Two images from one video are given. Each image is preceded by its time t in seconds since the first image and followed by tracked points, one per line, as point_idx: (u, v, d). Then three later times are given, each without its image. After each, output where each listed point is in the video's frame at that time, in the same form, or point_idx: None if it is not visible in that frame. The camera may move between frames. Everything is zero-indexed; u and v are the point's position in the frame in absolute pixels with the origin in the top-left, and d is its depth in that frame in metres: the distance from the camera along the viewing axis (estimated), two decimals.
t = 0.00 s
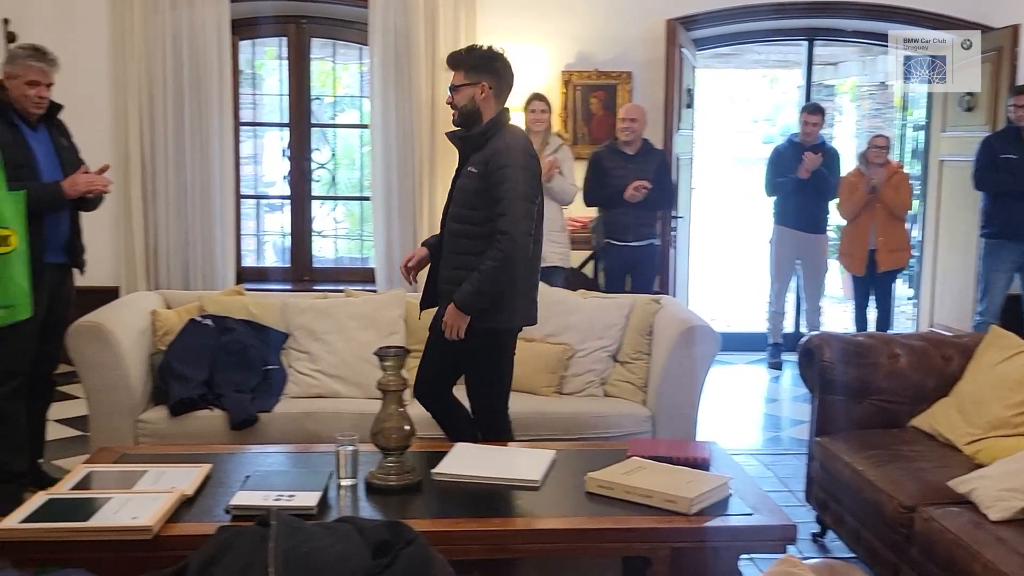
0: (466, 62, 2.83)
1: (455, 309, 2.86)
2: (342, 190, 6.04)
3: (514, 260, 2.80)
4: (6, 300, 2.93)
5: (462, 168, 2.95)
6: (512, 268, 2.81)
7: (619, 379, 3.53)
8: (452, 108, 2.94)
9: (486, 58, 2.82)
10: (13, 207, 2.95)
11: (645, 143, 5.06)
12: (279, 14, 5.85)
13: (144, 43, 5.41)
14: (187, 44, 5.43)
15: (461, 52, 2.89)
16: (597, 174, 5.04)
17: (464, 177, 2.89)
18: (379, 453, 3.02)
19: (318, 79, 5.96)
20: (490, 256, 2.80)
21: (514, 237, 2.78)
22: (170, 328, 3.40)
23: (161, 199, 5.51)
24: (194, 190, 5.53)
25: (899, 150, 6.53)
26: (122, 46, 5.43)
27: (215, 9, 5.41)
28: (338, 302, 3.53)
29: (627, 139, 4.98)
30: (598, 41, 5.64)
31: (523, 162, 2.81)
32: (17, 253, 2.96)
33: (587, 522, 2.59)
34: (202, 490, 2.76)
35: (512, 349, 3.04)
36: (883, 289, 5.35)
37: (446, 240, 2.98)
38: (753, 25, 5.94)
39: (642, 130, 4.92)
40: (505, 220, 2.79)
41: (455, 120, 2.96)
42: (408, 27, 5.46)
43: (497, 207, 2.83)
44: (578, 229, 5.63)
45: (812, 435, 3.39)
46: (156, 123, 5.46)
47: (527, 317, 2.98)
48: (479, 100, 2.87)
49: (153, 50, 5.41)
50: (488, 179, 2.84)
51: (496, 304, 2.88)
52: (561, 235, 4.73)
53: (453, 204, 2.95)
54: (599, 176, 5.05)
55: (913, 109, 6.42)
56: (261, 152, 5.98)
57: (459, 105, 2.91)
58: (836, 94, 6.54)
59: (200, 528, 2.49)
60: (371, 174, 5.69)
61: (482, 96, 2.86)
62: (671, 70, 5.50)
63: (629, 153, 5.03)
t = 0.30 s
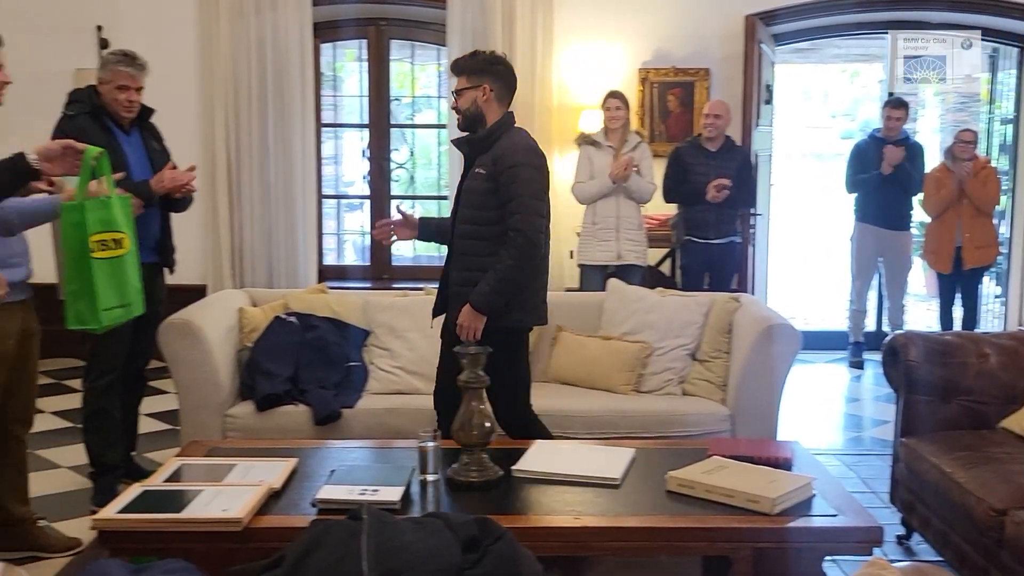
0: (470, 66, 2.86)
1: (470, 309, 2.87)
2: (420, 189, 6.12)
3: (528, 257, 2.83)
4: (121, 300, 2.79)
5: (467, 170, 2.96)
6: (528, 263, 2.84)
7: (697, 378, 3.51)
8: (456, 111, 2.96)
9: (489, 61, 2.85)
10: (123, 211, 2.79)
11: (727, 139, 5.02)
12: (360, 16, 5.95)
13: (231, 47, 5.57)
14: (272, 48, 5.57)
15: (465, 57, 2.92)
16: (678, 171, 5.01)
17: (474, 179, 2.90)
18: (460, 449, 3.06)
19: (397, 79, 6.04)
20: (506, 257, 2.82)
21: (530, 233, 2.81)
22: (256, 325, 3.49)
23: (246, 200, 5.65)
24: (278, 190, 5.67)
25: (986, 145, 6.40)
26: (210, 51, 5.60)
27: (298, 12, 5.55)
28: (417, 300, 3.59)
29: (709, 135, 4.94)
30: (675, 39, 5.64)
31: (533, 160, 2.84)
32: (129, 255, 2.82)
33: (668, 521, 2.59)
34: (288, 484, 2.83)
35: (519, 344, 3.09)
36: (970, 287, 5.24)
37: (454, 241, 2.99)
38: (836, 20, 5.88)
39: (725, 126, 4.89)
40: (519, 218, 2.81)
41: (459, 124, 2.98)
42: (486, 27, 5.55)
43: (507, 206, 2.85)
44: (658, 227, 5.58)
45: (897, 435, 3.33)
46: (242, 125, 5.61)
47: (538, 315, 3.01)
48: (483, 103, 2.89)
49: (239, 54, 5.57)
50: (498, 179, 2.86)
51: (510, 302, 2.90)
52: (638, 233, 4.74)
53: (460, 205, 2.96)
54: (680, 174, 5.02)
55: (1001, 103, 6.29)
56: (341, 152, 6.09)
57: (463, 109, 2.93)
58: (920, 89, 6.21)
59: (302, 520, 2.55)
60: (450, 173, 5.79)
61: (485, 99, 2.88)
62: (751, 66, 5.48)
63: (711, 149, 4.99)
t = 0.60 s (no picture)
0: (487, 59, 2.83)
1: (484, 297, 2.84)
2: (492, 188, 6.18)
3: (545, 249, 2.81)
4: (211, 310, 2.87)
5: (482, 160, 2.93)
6: (546, 254, 2.82)
7: (771, 379, 3.47)
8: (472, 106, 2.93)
9: (506, 55, 2.84)
10: (212, 225, 2.86)
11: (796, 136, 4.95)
12: (432, 17, 6.02)
13: (306, 49, 5.67)
14: (346, 50, 5.67)
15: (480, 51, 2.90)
16: (749, 169, 4.96)
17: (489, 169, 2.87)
18: (533, 449, 3.07)
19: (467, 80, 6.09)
20: (522, 248, 2.80)
21: (550, 226, 2.79)
22: (331, 324, 3.56)
23: (321, 200, 5.75)
24: (351, 190, 5.75)
25: None
26: (285, 52, 5.68)
27: (371, 13, 5.63)
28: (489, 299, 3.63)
29: (780, 132, 4.88)
30: (747, 35, 5.66)
31: (550, 153, 2.81)
32: (218, 268, 2.90)
33: (743, 522, 2.55)
34: (364, 481, 2.87)
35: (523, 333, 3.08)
36: None
37: (467, 230, 2.96)
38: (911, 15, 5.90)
39: (795, 123, 4.82)
40: (539, 211, 2.79)
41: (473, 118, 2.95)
42: (557, 25, 5.62)
43: (523, 197, 2.82)
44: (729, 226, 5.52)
45: (980, 439, 3.24)
46: (316, 126, 5.70)
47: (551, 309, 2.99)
48: (499, 97, 2.87)
49: (313, 55, 5.66)
50: (514, 170, 2.84)
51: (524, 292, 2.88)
52: (709, 233, 4.75)
53: (474, 195, 2.93)
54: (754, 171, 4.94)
55: None
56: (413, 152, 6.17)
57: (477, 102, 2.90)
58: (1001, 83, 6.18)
59: (383, 517, 2.58)
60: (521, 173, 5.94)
61: (501, 92, 2.87)
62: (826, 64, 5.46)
63: (781, 148, 4.92)
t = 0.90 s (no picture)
0: (517, 61, 2.96)
1: (507, 301, 2.93)
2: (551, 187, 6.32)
3: (571, 252, 2.92)
4: (270, 318, 2.89)
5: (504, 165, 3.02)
6: (569, 257, 2.93)
7: (836, 380, 3.42)
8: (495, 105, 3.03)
9: (534, 59, 2.97)
10: (275, 234, 2.87)
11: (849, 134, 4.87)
12: (493, 17, 6.06)
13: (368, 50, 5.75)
14: (409, 50, 5.73)
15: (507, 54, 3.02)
16: (806, 173, 4.89)
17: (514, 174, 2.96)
18: (596, 449, 3.06)
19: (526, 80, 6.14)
20: (550, 251, 2.90)
21: (576, 230, 2.91)
22: (394, 322, 3.63)
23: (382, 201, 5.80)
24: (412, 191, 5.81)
25: None
26: (347, 53, 5.77)
27: (433, 13, 5.70)
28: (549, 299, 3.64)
29: (831, 131, 4.80)
30: (812, 32, 5.64)
31: (577, 159, 2.93)
32: (278, 278, 2.91)
33: (810, 525, 2.49)
34: (428, 478, 2.89)
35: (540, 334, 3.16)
36: None
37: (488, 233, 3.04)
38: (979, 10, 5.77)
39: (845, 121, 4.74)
40: (566, 215, 2.90)
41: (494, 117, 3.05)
42: (618, 24, 5.71)
43: (551, 202, 2.93)
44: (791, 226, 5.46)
45: None
46: (378, 126, 5.78)
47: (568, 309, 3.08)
48: (524, 98, 2.98)
49: (376, 56, 5.74)
50: (541, 175, 2.95)
51: (548, 292, 2.97)
52: (772, 233, 4.71)
53: (496, 198, 3.01)
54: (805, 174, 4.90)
55: None
56: (473, 152, 6.20)
57: (502, 101, 3.01)
58: None
59: (453, 515, 2.60)
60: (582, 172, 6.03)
61: (527, 94, 2.98)
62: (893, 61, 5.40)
63: (834, 147, 4.85)
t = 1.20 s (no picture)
0: (536, 60, 3.04)
1: (559, 303, 2.97)
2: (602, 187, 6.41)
3: (606, 249, 3.02)
4: (312, 323, 2.88)
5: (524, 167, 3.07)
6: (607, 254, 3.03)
7: (893, 383, 3.37)
8: (508, 102, 3.08)
9: (553, 60, 3.07)
10: (321, 242, 2.91)
11: (897, 134, 4.79)
12: (545, 18, 6.22)
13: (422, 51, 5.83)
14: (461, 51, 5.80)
15: (521, 54, 3.08)
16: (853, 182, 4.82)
17: (543, 173, 3.01)
18: (649, 449, 3.05)
19: (577, 79, 6.31)
20: (587, 248, 3.00)
21: (608, 226, 3.02)
22: (446, 322, 3.68)
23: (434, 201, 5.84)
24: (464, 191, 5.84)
25: None
26: (401, 54, 5.84)
27: (485, 14, 5.75)
28: (601, 298, 3.65)
29: (877, 131, 4.73)
30: (869, 30, 5.57)
31: (600, 157, 3.06)
32: (321, 284, 2.92)
33: (868, 529, 2.44)
34: (481, 477, 2.90)
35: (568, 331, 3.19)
36: None
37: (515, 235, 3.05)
38: None
39: (891, 121, 4.69)
40: (599, 212, 3.01)
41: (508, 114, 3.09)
42: (671, 23, 5.73)
43: (579, 199, 3.02)
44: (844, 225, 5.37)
45: None
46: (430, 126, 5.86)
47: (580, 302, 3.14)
48: (539, 96, 3.05)
49: (429, 57, 5.82)
50: (568, 173, 3.03)
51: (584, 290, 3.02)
52: (828, 233, 4.67)
53: (521, 198, 3.04)
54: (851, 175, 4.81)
55: None
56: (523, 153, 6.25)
57: (517, 99, 3.06)
58: None
59: (514, 515, 2.60)
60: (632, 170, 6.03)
61: (543, 94, 3.05)
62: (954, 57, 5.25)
63: (881, 147, 4.77)
